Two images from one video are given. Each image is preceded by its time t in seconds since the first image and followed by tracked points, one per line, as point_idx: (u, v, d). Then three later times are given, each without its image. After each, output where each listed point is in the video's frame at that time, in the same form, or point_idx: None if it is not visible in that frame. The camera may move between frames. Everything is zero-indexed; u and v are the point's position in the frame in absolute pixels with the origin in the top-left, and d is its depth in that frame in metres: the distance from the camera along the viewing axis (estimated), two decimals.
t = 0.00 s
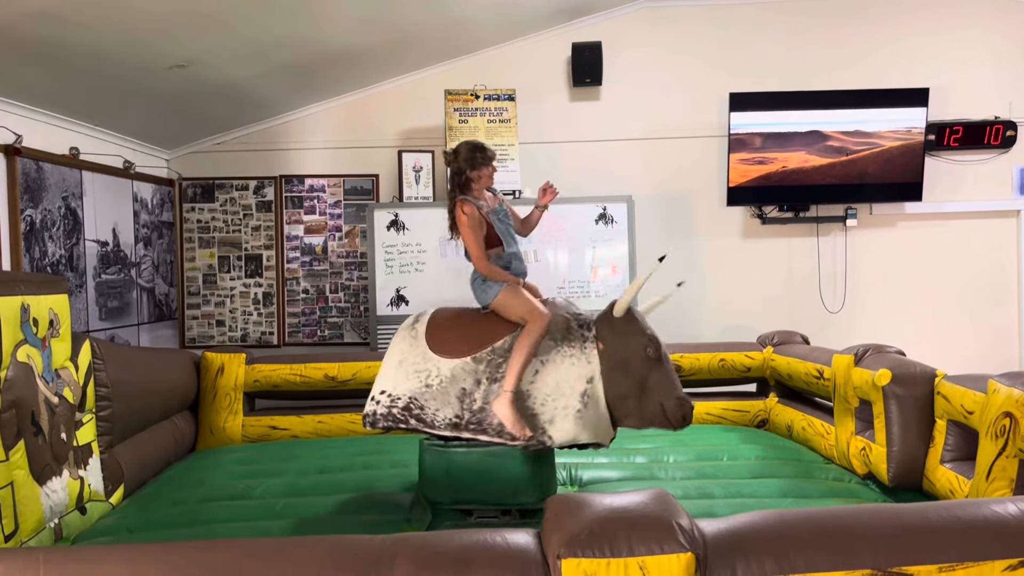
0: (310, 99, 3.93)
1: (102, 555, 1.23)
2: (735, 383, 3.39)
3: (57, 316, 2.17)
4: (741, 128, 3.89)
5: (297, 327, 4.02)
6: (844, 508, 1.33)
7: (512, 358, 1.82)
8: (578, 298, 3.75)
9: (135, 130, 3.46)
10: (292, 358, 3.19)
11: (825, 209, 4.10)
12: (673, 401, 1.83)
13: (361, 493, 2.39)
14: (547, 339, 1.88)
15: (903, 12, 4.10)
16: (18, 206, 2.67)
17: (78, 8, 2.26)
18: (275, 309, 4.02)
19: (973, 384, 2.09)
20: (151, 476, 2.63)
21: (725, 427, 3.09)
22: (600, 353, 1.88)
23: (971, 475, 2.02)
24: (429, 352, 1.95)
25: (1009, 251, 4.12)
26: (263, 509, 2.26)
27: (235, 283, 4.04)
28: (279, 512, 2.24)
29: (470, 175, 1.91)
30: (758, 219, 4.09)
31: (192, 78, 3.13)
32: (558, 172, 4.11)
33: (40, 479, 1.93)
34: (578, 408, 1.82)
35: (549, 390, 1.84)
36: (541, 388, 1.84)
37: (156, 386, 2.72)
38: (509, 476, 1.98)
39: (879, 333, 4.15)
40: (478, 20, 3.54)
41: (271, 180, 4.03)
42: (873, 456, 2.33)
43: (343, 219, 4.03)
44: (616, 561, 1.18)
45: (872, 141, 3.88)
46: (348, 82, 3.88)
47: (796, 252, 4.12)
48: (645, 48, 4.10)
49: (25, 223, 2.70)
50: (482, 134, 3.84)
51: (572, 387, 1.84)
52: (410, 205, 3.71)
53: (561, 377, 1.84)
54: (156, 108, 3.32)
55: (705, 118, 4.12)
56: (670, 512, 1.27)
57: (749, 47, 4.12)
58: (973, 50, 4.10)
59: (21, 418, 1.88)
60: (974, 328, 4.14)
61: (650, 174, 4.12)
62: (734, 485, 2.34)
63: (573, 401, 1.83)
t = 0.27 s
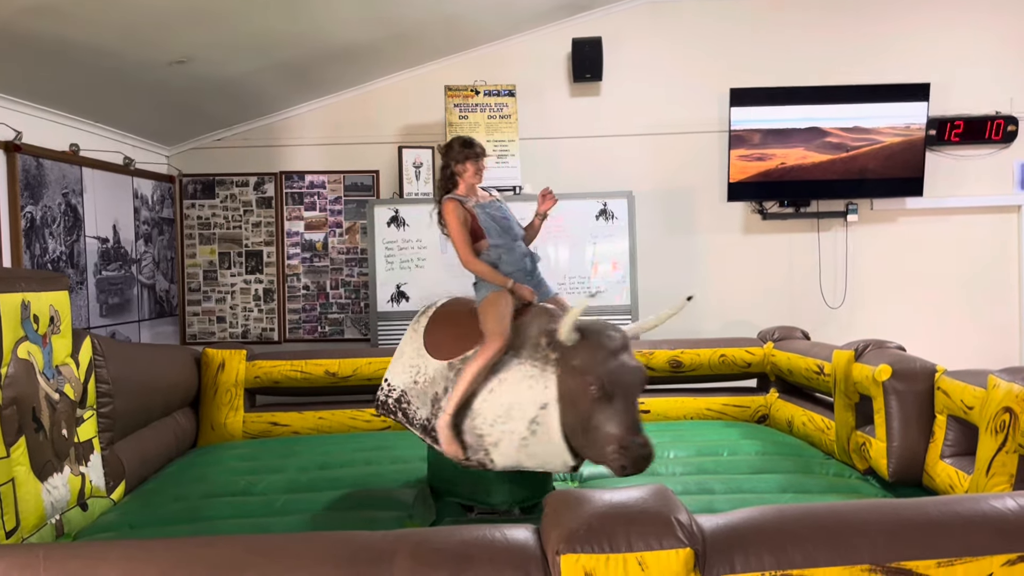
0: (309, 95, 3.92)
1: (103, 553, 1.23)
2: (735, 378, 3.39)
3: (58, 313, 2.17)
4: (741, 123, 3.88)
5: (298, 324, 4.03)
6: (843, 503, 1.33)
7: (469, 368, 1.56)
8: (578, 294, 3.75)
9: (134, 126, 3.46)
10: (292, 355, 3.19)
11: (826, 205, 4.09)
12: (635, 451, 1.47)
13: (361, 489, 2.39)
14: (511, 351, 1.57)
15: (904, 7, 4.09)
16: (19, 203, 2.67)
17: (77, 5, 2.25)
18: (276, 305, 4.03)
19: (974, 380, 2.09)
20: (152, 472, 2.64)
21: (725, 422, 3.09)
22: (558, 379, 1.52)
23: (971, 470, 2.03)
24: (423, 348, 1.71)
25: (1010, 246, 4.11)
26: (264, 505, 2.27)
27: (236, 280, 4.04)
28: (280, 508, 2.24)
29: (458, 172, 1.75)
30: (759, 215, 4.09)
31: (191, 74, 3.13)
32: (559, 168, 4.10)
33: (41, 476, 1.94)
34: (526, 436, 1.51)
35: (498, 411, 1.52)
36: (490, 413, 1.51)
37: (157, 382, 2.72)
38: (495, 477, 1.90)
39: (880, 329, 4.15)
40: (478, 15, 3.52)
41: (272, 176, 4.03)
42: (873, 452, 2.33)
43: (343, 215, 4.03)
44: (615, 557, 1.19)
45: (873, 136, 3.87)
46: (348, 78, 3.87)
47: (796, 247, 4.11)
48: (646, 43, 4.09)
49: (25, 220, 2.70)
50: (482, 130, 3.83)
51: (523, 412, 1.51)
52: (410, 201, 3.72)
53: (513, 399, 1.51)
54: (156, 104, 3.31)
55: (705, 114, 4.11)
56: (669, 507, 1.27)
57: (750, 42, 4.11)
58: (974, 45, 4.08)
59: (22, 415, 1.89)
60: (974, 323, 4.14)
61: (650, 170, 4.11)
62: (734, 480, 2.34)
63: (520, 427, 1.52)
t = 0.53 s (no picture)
0: (310, 93, 3.92)
1: (105, 550, 1.23)
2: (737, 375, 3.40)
3: (60, 311, 2.17)
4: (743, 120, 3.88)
5: (299, 321, 4.03)
6: (845, 500, 1.34)
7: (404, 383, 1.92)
8: (580, 291, 3.74)
9: (136, 124, 3.46)
10: (294, 352, 3.20)
11: (828, 201, 4.08)
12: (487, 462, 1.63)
13: (364, 487, 2.39)
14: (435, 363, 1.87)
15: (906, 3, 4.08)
16: (21, 201, 2.67)
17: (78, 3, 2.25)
18: (278, 303, 4.03)
19: (976, 376, 2.09)
20: (154, 470, 2.64)
21: (727, 419, 3.09)
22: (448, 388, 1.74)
23: (973, 466, 2.03)
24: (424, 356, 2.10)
25: (1012, 243, 4.11)
26: (266, 502, 2.27)
27: (238, 277, 4.05)
28: (283, 506, 2.25)
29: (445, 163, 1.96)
30: (760, 212, 4.09)
31: (192, 72, 3.13)
32: (560, 165, 4.10)
33: (44, 474, 1.94)
34: (439, 442, 1.76)
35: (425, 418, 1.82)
36: (421, 407, 1.84)
37: (159, 380, 2.73)
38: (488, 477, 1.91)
39: (882, 325, 4.15)
40: (479, 12, 3.52)
41: (273, 173, 4.03)
42: (875, 448, 2.33)
43: (345, 213, 4.03)
44: (617, 554, 1.19)
45: (875, 133, 3.86)
46: (349, 76, 3.87)
47: (798, 244, 4.11)
48: (647, 40, 4.08)
49: (27, 218, 2.70)
50: (483, 127, 3.83)
51: (436, 422, 1.77)
52: (412, 199, 3.71)
53: (431, 409, 1.78)
54: (157, 102, 3.31)
55: (707, 111, 4.10)
56: (671, 504, 1.28)
57: (751, 39, 4.10)
58: (976, 41, 4.07)
59: (25, 412, 1.89)
60: (977, 320, 4.13)
61: (652, 167, 4.11)
62: (736, 477, 2.34)
63: (437, 433, 1.77)
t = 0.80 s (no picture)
0: (312, 91, 3.92)
1: (109, 548, 1.24)
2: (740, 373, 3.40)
3: (63, 310, 2.17)
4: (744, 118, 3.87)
5: (302, 320, 4.03)
6: (848, 497, 1.34)
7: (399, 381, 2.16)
8: (583, 289, 3.74)
9: (138, 123, 3.46)
10: (297, 351, 3.20)
11: (831, 199, 4.08)
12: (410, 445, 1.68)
13: (367, 485, 2.40)
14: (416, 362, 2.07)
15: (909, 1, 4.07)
16: (24, 200, 2.68)
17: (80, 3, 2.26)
18: (280, 301, 4.03)
19: (979, 373, 2.08)
20: (157, 468, 2.65)
21: (730, 417, 3.09)
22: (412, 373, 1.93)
23: (976, 464, 2.02)
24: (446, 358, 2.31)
25: (1015, 240, 4.10)
26: (269, 501, 2.28)
27: (240, 276, 4.05)
28: (286, 504, 2.25)
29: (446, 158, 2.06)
30: (763, 209, 4.08)
31: (194, 72, 3.13)
32: (562, 163, 4.10)
33: (47, 472, 1.95)
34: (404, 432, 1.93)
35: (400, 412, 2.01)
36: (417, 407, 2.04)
37: (162, 379, 2.73)
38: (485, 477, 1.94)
39: (885, 322, 4.14)
40: (480, 10, 3.52)
41: (275, 172, 4.03)
42: (878, 446, 2.33)
43: (347, 211, 4.03)
44: (619, 551, 1.18)
45: (877, 131, 3.86)
46: (351, 74, 3.87)
47: (801, 242, 4.11)
48: (649, 38, 4.08)
49: (30, 217, 2.71)
50: (485, 125, 3.83)
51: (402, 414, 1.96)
52: (414, 196, 3.71)
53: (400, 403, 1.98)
54: (158, 101, 3.32)
55: (709, 109, 4.10)
56: (673, 502, 1.28)
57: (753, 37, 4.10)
58: (978, 38, 4.07)
59: (29, 411, 1.89)
60: (980, 317, 4.12)
61: (654, 164, 4.10)
62: (739, 475, 2.34)
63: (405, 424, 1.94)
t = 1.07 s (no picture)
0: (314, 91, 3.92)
1: (112, 547, 1.24)
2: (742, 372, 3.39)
3: (66, 310, 2.18)
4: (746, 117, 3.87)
5: (304, 319, 4.04)
6: (850, 496, 1.33)
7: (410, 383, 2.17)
8: (585, 288, 3.74)
9: (139, 123, 3.46)
10: (299, 350, 3.20)
11: (833, 198, 4.07)
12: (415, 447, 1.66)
13: (369, 484, 2.40)
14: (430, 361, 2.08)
15: None
16: (26, 200, 2.68)
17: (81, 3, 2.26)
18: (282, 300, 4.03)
19: (982, 373, 2.07)
20: (160, 468, 2.65)
21: (732, 416, 3.09)
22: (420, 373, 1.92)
23: (979, 463, 2.02)
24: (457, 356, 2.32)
25: (1018, 238, 4.09)
26: (272, 500, 2.28)
27: (243, 275, 4.06)
28: (288, 503, 2.25)
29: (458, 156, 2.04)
30: (765, 208, 4.07)
31: (195, 71, 3.13)
32: (564, 162, 4.10)
33: (50, 471, 1.95)
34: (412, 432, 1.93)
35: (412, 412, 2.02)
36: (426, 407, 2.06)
37: (164, 378, 2.73)
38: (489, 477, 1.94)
39: (887, 321, 4.14)
40: (482, 9, 3.51)
41: (277, 171, 4.03)
42: (881, 445, 2.33)
43: (349, 210, 4.03)
44: (622, 551, 1.19)
45: (879, 129, 3.85)
46: (352, 74, 3.87)
47: (803, 240, 4.10)
48: (650, 37, 4.08)
49: (32, 217, 2.71)
50: (487, 124, 3.83)
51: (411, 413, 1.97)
52: (415, 196, 3.71)
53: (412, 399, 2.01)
54: (160, 101, 3.32)
55: (711, 107, 4.09)
56: (676, 501, 1.27)
57: (755, 36, 4.09)
58: (981, 37, 4.05)
59: (32, 410, 1.90)
60: (983, 316, 4.12)
61: (656, 163, 4.10)
62: (741, 474, 2.34)
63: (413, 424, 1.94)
